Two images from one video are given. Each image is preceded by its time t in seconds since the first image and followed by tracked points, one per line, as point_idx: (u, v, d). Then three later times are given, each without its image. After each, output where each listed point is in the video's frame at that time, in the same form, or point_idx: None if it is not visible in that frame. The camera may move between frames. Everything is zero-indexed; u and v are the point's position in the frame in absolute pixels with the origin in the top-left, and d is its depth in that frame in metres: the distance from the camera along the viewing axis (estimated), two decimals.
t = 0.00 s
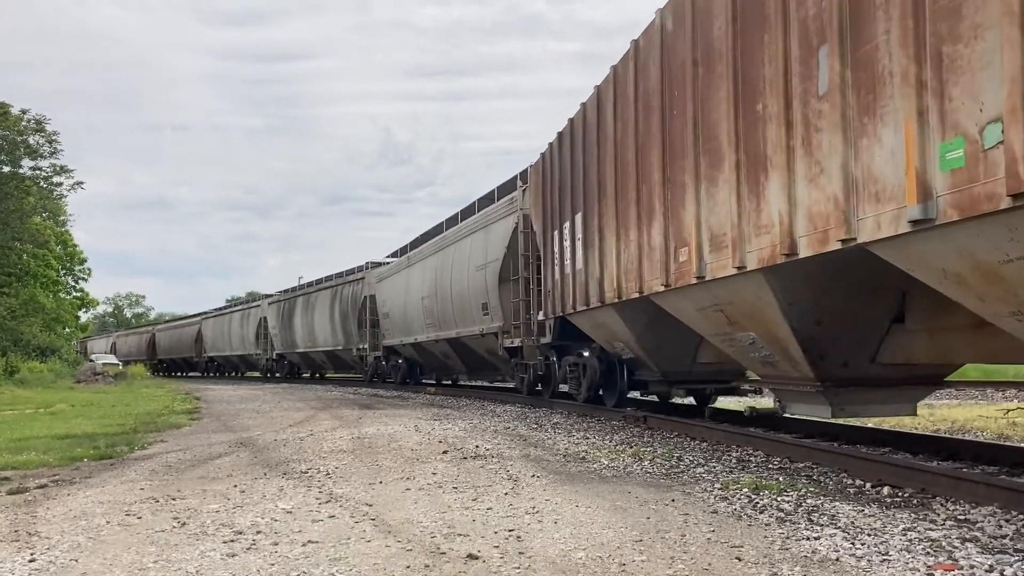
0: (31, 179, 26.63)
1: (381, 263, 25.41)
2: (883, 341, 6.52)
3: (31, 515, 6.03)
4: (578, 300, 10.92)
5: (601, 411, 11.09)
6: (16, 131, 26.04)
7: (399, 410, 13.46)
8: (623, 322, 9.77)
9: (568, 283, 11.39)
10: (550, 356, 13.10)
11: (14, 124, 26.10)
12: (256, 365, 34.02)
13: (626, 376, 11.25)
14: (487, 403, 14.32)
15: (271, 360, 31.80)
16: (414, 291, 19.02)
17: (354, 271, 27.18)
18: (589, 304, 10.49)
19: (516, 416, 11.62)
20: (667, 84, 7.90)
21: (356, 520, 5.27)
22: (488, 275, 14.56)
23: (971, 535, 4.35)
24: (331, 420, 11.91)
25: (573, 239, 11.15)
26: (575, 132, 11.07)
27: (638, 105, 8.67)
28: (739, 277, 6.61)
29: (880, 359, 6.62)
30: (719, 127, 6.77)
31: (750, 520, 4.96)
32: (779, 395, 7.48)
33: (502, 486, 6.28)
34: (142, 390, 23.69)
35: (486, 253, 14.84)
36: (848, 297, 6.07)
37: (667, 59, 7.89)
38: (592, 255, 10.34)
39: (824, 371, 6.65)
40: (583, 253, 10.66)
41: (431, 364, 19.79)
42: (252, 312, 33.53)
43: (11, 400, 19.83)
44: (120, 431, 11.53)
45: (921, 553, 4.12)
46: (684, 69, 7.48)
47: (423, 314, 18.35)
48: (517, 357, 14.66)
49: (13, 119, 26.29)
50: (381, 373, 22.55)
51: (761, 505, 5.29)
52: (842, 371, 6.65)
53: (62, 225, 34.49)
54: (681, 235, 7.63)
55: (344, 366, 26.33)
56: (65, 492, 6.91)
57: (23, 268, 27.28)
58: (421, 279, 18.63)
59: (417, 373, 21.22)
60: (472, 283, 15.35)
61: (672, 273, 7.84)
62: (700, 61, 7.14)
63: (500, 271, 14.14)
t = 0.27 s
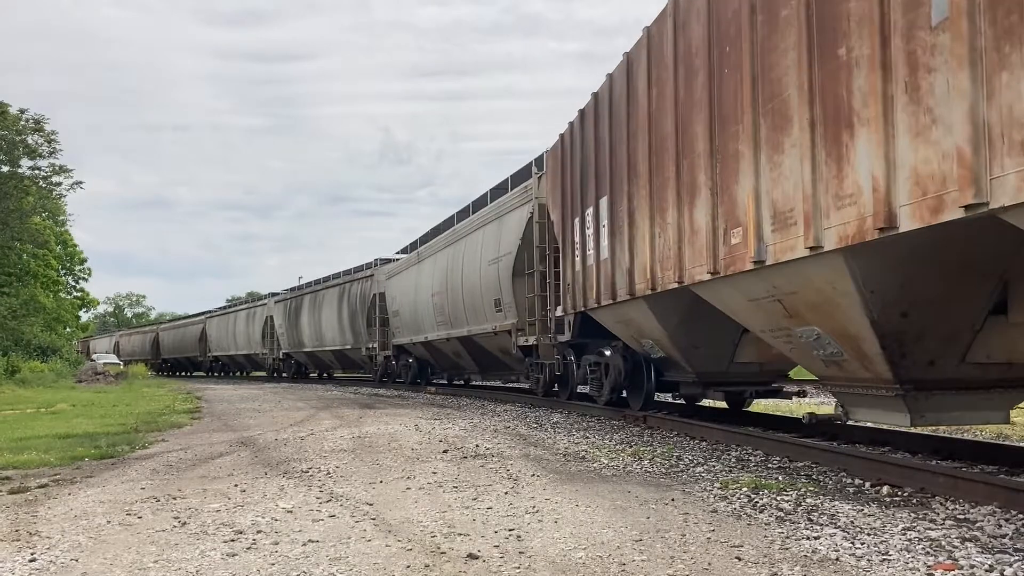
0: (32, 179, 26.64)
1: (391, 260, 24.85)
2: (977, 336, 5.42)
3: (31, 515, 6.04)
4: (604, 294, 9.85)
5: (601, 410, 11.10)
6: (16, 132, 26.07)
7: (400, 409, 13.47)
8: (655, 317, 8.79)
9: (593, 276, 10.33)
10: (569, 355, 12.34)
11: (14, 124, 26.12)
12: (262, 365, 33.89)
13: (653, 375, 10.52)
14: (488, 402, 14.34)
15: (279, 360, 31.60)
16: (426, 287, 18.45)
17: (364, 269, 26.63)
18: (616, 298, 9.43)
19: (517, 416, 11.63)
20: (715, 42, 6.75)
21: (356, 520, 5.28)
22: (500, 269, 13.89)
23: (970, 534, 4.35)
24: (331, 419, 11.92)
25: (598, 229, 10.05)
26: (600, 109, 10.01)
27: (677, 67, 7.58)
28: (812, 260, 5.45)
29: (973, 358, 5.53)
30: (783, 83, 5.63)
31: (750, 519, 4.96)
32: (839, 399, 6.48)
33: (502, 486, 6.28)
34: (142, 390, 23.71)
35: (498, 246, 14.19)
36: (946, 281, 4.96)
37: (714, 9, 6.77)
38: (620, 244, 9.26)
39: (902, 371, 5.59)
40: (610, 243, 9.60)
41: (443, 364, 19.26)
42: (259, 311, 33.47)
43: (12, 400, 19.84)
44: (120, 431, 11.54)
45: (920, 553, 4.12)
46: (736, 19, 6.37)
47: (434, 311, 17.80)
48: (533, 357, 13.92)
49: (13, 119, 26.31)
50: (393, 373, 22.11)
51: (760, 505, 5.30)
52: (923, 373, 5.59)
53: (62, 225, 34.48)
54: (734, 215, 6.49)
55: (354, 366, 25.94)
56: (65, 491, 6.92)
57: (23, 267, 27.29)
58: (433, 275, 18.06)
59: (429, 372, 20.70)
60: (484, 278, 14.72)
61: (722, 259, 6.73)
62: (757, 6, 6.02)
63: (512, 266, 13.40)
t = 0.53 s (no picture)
0: (32, 179, 26.63)
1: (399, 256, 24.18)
2: None
3: (30, 515, 6.02)
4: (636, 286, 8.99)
5: (601, 410, 11.10)
6: (16, 131, 26.06)
7: (400, 409, 13.46)
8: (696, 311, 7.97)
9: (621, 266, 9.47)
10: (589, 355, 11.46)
11: (15, 123, 26.12)
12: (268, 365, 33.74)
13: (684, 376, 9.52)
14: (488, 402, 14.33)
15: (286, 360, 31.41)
16: (436, 283, 17.79)
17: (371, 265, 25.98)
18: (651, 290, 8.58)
19: (516, 415, 11.62)
20: None
21: (356, 520, 5.27)
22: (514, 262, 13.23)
23: (971, 534, 4.34)
24: (331, 419, 11.91)
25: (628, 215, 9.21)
26: (628, 79, 9.15)
27: (728, 25, 6.72)
28: (913, 235, 4.60)
29: None
30: (877, 19, 4.68)
31: (750, 520, 4.95)
32: (923, 404, 5.82)
33: (502, 486, 6.28)
34: (142, 390, 23.71)
35: (511, 238, 13.51)
36: None
37: None
38: (656, 230, 8.42)
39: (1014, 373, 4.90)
40: (641, 230, 8.77)
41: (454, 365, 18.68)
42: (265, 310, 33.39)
43: (12, 400, 19.84)
44: (120, 431, 11.52)
45: (921, 553, 4.11)
46: None
47: (443, 308, 17.21)
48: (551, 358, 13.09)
49: (13, 118, 26.29)
50: (402, 374, 21.58)
51: (760, 505, 5.29)
52: None
53: (62, 225, 34.44)
54: (804, 187, 5.59)
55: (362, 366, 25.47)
56: (65, 491, 6.91)
57: (23, 267, 27.29)
58: (443, 270, 17.42)
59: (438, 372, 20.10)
60: (497, 272, 14.02)
61: (787, 239, 5.86)
62: None
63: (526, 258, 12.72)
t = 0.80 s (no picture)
0: (31, 179, 26.65)
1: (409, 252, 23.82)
2: None
3: (32, 515, 6.04)
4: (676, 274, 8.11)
5: (601, 410, 11.12)
6: (16, 131, 26.08)
7: (400, 409, 13.47)
8: (747, 300, 7.06)
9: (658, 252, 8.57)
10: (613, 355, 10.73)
11: (14, 124, 26.14)
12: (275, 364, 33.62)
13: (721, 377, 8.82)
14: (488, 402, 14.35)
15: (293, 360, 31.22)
16: (451, 277, 17.35)
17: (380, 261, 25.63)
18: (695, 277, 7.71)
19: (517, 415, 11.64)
20: None
21: (356, 519, 5.29)
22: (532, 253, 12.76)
23: (969, 534, 4.36)
24: (331, 419, 11.92)
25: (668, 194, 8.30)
26: (667, 43, 8.23)
27: None
28: None
29: None
30: None
31: (750, 519, 4.97)
32: None
33: (502, 485, 6.30)
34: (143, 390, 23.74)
35: (528, 228, 13.06)
36: None
37: None
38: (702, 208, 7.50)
39: None
40: (682, 211, 7.91)
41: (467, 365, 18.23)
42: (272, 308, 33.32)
43: (13, 400, 19.87)
44: (121, 431, 11.54)
45: (920, 552, 4.13)
46: None
47: (458, 304, 16.82)
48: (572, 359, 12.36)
49: (12, 119, 26.32)
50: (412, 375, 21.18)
51: (760, 504, 5.31)
52: None
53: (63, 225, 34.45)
54: (907, 144, 4.58)
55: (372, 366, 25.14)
56: (66, 491, 6.93)
57: (23, 267, 27.30)
58: (458, 264, 16.99)
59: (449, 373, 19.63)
60: (515, 265, 13.57)
61: (880, 210, 4.86)
62: None
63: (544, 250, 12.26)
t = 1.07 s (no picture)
0: (31, 179, 26.63)
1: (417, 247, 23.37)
2: None
3: (32, 515, 6.04)
4: (722, 261, 7.01)
5: (601, 410, 11.10)
6: (16, 132, 26.07)
7: (400, 409, 13.46)
8: (813, 290, 5.95)
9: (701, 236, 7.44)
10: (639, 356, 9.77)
11: (14, 124, 26.13)
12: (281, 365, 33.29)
13: (768, 381, 7.79)
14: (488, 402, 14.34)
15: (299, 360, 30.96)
16: (462, 273, 16.62)
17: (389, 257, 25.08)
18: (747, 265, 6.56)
19: (516, 416, 11.63)
20: None
21: (356, 520, 5.28)
22: (549, 245, 11.97)
23: (970, 534, 4.35)
24: (331, 419, 11.91)
25: (711, 169, 7.22)
26: None
27: None
28: None
29: None
30: None
31: (750, 519, 4.96)
32: None
33: (502, 486, 6.29)
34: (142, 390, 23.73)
35: (544, 220, 12.28)
36: None
37: None
38: (757, 182, 6.36)
39: None
40: (729, 188, 6.78)
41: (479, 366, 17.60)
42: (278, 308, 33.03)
43: (12, 400, 19.86)
44: (120, 431, 11.54)
45: (920, 553, 4.12)
46: None
47: (471, 301, 16.13)
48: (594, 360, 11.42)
49: (13, 119, 26.31)
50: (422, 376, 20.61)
51: (760, 505, 5.30)
52: None
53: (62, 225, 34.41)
54: None
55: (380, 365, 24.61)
56: (65, 491, 6.92)
57: (23, 267, 27.28)
58: (469, 259, 16.29)
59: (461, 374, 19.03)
60: (530, 257, 12.81)
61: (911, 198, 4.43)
62: None
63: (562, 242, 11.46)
